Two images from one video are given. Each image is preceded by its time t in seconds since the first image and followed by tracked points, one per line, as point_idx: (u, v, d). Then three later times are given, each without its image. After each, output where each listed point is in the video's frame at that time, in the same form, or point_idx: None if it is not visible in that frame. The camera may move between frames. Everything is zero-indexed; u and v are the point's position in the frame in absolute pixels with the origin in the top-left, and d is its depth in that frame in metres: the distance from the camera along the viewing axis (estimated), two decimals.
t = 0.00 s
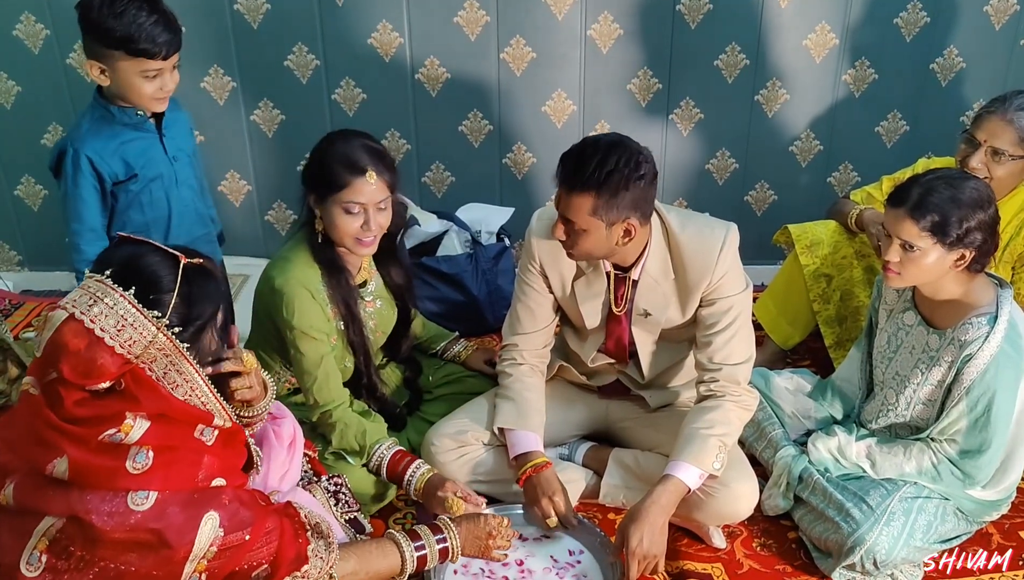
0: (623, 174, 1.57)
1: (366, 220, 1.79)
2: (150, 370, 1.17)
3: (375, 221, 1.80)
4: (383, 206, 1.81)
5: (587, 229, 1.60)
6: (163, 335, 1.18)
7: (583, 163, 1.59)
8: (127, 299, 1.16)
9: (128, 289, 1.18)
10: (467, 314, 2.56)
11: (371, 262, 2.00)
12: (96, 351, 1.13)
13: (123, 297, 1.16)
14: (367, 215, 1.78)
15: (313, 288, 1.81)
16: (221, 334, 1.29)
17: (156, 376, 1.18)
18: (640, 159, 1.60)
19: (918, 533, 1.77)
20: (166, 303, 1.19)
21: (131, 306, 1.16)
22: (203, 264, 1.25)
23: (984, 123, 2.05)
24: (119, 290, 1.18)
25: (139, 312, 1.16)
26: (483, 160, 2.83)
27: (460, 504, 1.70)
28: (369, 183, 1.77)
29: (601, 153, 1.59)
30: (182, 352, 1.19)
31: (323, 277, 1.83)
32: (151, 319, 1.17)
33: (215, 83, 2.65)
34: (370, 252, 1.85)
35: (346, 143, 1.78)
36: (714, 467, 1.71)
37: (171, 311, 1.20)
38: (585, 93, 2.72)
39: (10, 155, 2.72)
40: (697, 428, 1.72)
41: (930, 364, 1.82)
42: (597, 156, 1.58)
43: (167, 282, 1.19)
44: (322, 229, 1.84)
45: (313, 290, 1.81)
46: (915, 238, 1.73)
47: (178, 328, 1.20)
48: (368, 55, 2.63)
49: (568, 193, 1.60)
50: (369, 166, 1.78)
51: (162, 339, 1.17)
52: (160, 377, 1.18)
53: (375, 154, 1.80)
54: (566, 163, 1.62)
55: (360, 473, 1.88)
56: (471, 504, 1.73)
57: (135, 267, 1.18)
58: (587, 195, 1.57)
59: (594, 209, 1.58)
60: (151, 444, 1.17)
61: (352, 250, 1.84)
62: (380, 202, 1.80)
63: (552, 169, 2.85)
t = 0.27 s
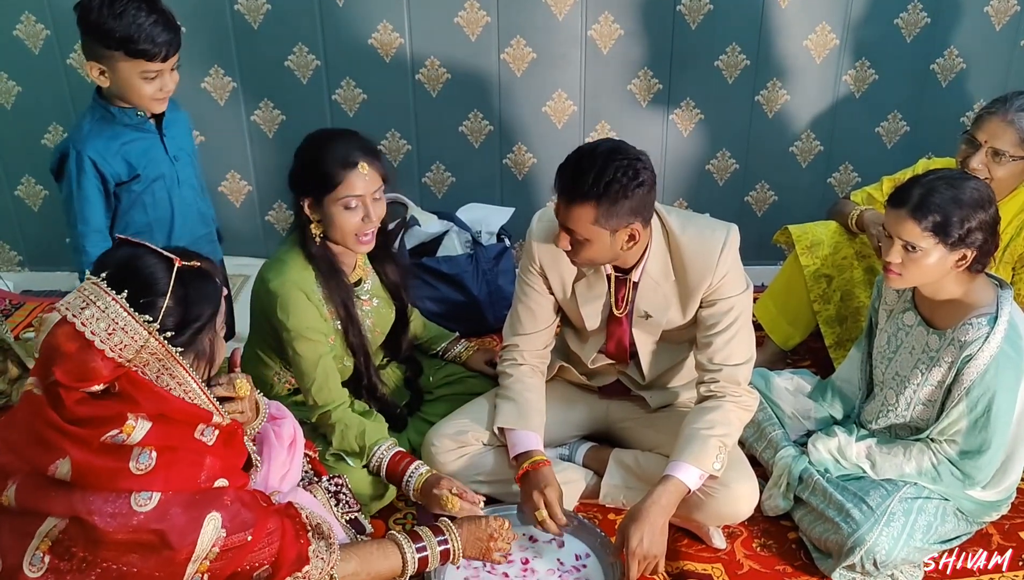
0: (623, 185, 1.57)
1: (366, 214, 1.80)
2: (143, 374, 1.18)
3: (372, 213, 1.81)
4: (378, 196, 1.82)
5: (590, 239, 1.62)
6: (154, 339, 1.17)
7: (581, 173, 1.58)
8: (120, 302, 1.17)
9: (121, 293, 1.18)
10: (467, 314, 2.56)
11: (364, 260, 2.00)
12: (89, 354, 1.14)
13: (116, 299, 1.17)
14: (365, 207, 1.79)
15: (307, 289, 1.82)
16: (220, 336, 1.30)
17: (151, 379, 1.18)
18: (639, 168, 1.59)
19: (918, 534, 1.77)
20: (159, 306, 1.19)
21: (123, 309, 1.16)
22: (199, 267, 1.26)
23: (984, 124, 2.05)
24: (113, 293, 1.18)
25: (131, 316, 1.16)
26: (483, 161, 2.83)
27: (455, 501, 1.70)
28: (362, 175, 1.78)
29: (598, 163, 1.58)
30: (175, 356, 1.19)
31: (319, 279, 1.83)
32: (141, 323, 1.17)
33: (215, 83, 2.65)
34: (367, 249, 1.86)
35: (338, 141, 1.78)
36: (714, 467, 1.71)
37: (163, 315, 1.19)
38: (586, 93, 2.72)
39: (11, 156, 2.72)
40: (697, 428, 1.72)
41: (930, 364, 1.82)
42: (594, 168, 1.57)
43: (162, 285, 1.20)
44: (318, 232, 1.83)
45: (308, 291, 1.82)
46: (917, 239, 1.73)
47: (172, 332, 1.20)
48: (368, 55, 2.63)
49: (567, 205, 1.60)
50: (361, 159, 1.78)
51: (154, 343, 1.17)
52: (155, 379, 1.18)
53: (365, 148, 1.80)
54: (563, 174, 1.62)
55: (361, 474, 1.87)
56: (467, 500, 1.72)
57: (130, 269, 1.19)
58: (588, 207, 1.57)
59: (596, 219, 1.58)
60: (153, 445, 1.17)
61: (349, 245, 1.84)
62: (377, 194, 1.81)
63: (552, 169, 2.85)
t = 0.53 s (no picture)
0: (632, 183, 1.56)
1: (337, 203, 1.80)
2: (131, 376, 1.17)
3: (347, 203, 1.81)
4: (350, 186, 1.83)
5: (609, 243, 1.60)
6: (138, 342, 1.17)
7: (580, 181, 1.57)
8: (104, 303, 1.17)
9: (107, 294, 1.19)
10: (467, 314, 2.56)
11: (346, 256, 1.99)
12: (73, 357, 1.15)
13: (100, 301, 1.18)
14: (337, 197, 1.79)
15: (287, 287, 1.81)
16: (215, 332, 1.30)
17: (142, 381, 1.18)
18: (638, 161, 1.59)
19: (918, 534, 1.77)
20: (143, 308, 1.19)
21: (107, 310, 1.17)
22: (188, 268, 1.25)
23: (985, 124, 2.05)
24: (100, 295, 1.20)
25: (115, 317, 1.17)
26: (484, 160, 2.83)
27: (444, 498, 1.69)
28: (333, 167, 1.77)
29: (600, 168, 1.57)
30: (161, 358, 1.19)
31: (297, 276, 1.83)
32: (124, 325, 1.17)
33: (215, 83, 2.65)
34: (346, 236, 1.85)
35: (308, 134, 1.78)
36: (714, 468, 1.71)
37: (146, 317, 1.19)
38: (586, 93, 2.71)
39: (11, 155, 2.72)
40: (697, 429, 1.72)
41: (930, 364, 1.82)
42: (597, 174, 1.56)
43: (147, 287, 1.20)
44: (292, 229, 1.82)
45: (288, 290, 1.81)
46: (919, 239, 1.72)
47: (157, 335, 1.20)
48: (368, 54, 2.63)
49: (583, 218, 1.57)
50: (330, 151, 1.78)
51: (137, 345, 1.17)
52: (145, 380, 1.18)
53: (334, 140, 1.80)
54: (568, 188, 1.59)
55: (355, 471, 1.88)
56: (456, 497, 1.71)
57: (115, 269, 1.20)
58: (604, 211, 1.56)
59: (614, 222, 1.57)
60: (154, 444, 1.17)
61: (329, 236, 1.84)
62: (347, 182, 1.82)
63: (553, 169, 2.85)
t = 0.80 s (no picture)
0: (643, 169, 1.58)
1: (333, 198, 1.82)
2: (123, 376, 1.18)
3: (341, 199, 1.83)
4: (342, 182, 1.85)
5: (624, 232, 1.58)
6: (125, 343, 1.17)
7: (585, 171, 1.58)
8: (90, 304, 1.17)
9: (93, 295, 1.19)
10: (467, 313, 2.56)
11: (342, 254, 2.00)
12: (61, 359, 1.15)
13: (86, 302, 1.17)
14: (333, 193, 1.81)
15: (285, 285, 1.82)
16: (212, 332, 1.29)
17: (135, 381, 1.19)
18: (648, 149, 1.61)
19: (919, 534, 1.77)
20: (129, 309, 1.18)
21: (94, 312, 1.17)
22: (174, 266, 1.24)
23: (986, 124, 2.04)
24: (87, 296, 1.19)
25: (101, 319, 1.17)
26: (485, 160, 2.83)
27: (444, 497, 1.69)
28: (326, 163, 1.80)
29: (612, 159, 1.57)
30: (151, 359, 1.18)
31: (295, 275, 1.83)
32: (111, 326, 1.16)
33: (215, 83, 2.65)
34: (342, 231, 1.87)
35: (298, 131, 1.80)
36: (714, 468, 1.71)
37: (131, 318, 1.19)
38: (587, 93, 2.71)
39: (11, 155, 2.72)
40: (697, 429, 1.72)
41: (930, 364, 1.82)
42: (607, 162, 1.57)
43: (132, 287, 1.19)
44: (287, 227, 1.83)
45: (285, 288, 1.81)
46: (917, 240, 1.72)
47: (144, 336, 1.19)
48: (368, 54, 2.63)
49: (598, 204, 1.56)
50: (324, 148, 1.81)
51: (125, 347, 1.17)
52: (138, 379, 1.18)
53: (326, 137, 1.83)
54: (580, 177, 1.59)
55: (354, 470, 1.88)
56: (456, 497, 1.71)
57: (102, 270, 1.20)
58: (620, 197, 1.56)
59: (630, 207, 1.57)
60: (156, 442, 1.18)
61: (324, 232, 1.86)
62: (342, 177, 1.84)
63: (553, 169, 2.85)
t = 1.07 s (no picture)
0: (641, 164, 1.59)
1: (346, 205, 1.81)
2: (124, 374, 1.18)
3: (352, 206, 1.82)
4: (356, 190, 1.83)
5: (627, 230, 1.58)
6: (127, 339, 1.17)
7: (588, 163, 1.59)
8: (94, 299, 1.17)
9: (96, 291, 1.19)
10: (469, 313, 2.56)
11: (350, 252, 2.00)
12: (63, 355, 1.16)
13: (90, 297, 1.18)
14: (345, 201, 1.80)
15: (295, 282, 1.81)
16: (212, 331, 1.29)
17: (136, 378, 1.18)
18: (643, 145, 1.62)
19: (920, 534, 1.77)
20: (132, 304, 1.19)
21: (97, 307, 1.17)
22: (177, 264, 1.24)
23: (989, 125, 2.04)
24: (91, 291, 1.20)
25: (104, 314, 1.17)
26: (487, 159, 2.83)
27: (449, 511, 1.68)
28: (343, 171, 1.78)
29: (611, 153, 1.59)
30: (151, 355, 1.18)
31: (304, 271, 1.82)
32: (113, 321, 1.16)
33: (218, 81, 2.65)
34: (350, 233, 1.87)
35: (318, 133, 1.78)
36: (716, 467, 1.71)
37: (134, 314, 1.19)
38: (589, 92, 2.72)
39: (14, 154, 2.72)
40: (699, 429, 1.72)
41: (933, 365, 1.82)
42: (604, 158, 1.58)
43: (136, 283, 1.19)
44: (295, 223, 1.83)
45: (294, 284, 1.81)
46: (917, 241, 1.73)
47: (147, 331, 1.19)
48: (371, 53, 2.63)
49: (598, 201, 1.56)
50: (342, 156, 1.78)
51: (127, 343, 1.17)
52: (138, 376, 1.18)
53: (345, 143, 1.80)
54: (582, 175, 1.59)
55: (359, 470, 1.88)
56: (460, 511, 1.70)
57: (107, 266, 1.20)
58: (619, 194, 1.56)
59: (630, 204, 1.57)
60: (157, 442, 1.19)
61: (331, 235, 1.85)
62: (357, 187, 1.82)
63: (556, 169, 2.85)
